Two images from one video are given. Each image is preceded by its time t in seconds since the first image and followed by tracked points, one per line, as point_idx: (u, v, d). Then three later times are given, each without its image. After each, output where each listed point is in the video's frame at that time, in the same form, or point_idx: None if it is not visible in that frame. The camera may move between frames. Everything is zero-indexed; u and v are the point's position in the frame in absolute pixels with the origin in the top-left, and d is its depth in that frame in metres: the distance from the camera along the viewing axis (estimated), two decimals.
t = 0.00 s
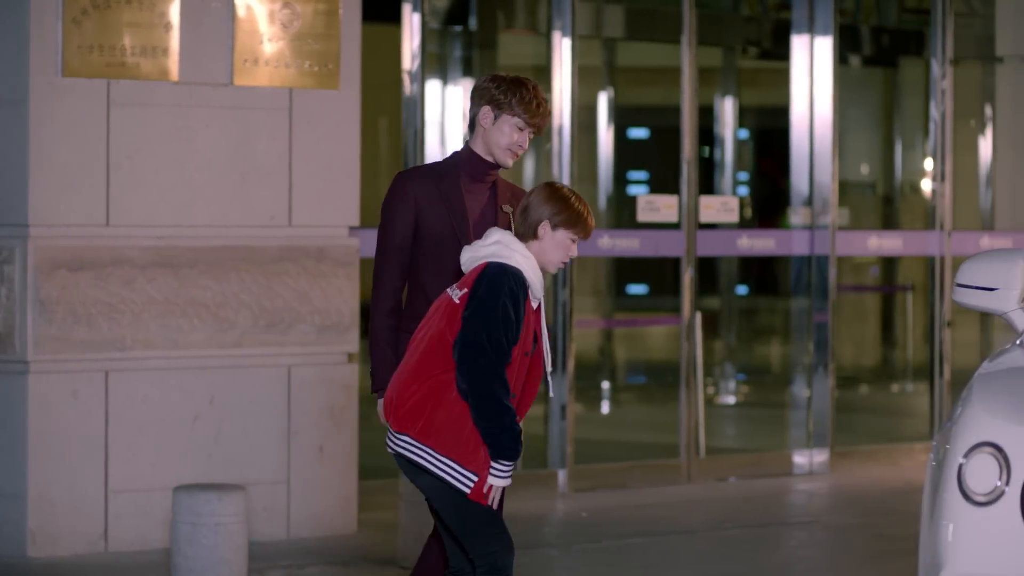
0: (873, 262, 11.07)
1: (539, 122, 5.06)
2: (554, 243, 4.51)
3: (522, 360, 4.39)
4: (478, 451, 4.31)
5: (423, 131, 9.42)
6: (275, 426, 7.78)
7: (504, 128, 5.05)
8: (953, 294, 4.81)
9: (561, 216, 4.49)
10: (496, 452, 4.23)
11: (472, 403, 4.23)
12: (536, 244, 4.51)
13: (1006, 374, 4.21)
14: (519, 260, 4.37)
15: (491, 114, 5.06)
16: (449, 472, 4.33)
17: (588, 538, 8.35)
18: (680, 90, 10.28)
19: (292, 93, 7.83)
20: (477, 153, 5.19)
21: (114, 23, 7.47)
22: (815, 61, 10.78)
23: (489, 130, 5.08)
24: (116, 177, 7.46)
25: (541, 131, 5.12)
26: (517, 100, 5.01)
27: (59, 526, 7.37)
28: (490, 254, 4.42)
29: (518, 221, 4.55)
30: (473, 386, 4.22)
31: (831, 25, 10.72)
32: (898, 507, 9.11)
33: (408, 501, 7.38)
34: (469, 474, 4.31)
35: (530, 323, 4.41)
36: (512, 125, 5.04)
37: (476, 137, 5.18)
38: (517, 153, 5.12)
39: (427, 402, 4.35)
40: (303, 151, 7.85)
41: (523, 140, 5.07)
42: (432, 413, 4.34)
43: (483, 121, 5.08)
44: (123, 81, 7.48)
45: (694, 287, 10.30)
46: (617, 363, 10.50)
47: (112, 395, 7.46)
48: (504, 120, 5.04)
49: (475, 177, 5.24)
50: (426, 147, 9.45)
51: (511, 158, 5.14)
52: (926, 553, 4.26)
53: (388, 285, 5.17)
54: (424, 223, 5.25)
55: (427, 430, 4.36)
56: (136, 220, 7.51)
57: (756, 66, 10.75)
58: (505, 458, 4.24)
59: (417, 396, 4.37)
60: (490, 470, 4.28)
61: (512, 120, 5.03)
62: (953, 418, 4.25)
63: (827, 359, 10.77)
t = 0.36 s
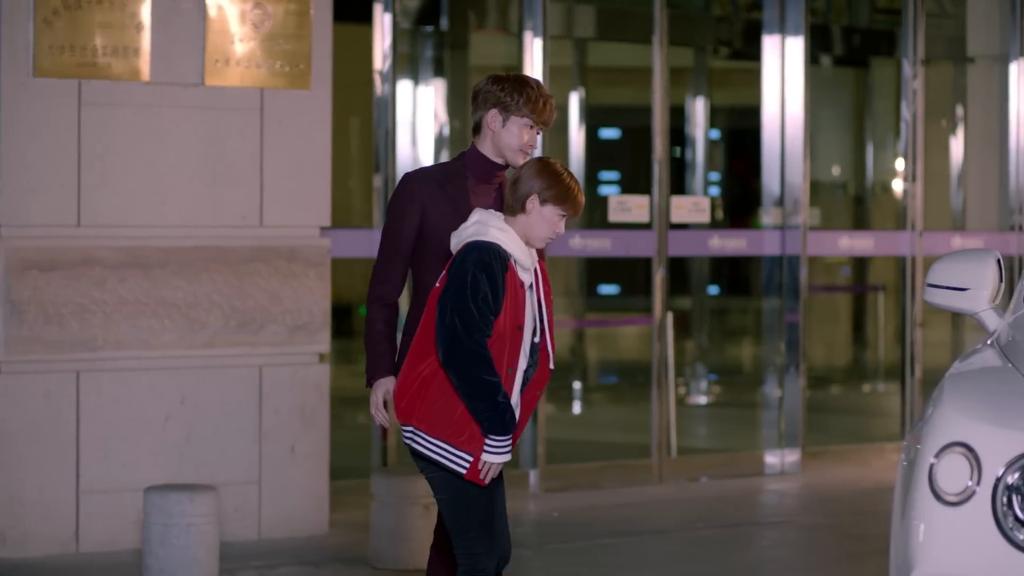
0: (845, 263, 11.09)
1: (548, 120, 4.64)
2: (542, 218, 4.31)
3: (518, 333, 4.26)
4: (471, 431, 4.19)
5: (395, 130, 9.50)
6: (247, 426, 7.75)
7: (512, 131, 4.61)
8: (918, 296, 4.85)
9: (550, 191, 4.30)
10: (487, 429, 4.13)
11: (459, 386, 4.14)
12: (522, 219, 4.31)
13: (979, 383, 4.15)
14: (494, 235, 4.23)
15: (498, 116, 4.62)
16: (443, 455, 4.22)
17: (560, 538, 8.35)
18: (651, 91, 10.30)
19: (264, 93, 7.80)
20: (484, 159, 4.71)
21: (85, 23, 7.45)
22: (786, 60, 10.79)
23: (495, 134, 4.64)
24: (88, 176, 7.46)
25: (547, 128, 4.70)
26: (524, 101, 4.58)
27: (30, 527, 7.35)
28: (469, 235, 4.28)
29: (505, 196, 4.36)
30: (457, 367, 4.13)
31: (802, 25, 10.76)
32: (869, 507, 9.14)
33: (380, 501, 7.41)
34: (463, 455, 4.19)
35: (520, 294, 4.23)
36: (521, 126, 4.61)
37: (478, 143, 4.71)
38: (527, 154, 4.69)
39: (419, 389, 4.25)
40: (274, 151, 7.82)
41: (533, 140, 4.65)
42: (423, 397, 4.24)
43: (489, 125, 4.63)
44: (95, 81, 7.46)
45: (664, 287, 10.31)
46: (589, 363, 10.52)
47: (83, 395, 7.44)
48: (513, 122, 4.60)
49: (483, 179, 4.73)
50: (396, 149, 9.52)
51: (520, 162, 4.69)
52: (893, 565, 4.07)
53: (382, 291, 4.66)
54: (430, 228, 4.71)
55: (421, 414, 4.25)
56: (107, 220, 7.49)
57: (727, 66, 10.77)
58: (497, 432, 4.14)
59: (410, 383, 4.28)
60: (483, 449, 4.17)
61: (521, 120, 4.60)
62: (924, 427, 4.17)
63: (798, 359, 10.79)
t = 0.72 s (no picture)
0: (817, 263, 11.13)
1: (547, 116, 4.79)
2: (564, 212, 4.47)
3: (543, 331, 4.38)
4: (495, 427, 4.34)
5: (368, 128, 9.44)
6: (219, 426, 7.71)
7: (513, 134, 4.78)
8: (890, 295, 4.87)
9: (569, 185, 4.45)
10: (509, 425, 4.26)
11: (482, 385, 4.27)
12: (544, 214, 4.48)
13: (951, 381, 4.02)
14: (515, 232, 4.39)
15: (496, 124, 4.78)
16: (468, 449, 4.37)
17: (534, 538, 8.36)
18: (624, 89, 10.29)
19: (236, 93, 7.76)
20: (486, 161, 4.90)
21: (58, 23, 7.44)
22: (759, 60, 10.79)
23: (496, 139, 4.81)
24: (60, 177, 7.43)
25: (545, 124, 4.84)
26: (521, 103, 4.72)
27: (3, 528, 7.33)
28: (490, 235, 4.43)
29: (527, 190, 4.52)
30: (481, 367, 4.27)
31: (775, 26, 10.74)
32: (842, 507, 9.17)
33: (354, 502, 7.42)
34: (487, 450, 4.34)
35: (543, 290, 4.36)
36: (520, 129, 4.77)
37: (479, 148, 4.89)
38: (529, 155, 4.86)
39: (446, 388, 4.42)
40: (247, 152, 7.78)
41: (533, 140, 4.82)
42: (449, 396, 4.41)
43: (489, 133, 4.80)
44: (68, 82, 7.43)
45: (637, 287, 10.33)
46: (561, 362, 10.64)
47: (56, 396, 7.41)
48: (513, 125, 4.76)
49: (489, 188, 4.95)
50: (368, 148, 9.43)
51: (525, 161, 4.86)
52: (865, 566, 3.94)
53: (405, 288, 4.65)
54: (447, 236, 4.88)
55: (446, 411, 4.42)
56: (79, 220, 7.47)
57: (701, 67, 10.80)
58: (519, 430, 4.27)
59: (439, 382, 4.45)
60: (506, 444, 4.31)
61: (521, 123, 4.75)
62: (894, 427, 4.03)
63: (771, 360, 10.81)
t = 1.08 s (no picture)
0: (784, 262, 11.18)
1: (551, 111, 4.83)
2: (649, 220, 4.65)
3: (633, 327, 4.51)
4: (573, 411, 4.41)
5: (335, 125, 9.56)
6: (186, 426, 7.67)
7: (525, 138, 4.83)
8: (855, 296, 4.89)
9: (646, 192, 4.65)
10: (589, 408, 4.37)
11: (568, 366, 4.39)
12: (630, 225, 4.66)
13: (919, 381, 3.92)
14: (614, 231, 4.55)
15: (505, 134, 4.84)
16: (542, 432, 4.45)
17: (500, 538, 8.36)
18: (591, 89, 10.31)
19: (203, 93, 7.73)
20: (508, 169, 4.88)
21: (25, 24, 7.42)
22: (726, 61, 10.84)
23: (510, 149, 4.85)
24: (27, 177, 7.40)
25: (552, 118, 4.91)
26: (524, 106, 4.78)
27: None
28: (588, 236, 4.58)
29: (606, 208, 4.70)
30: (570, 350, 4.39)
31: (742, 27, 10.82)
32: (807, 507, 9.21)
33: (321, 502, 7.40)
34: (563, 433, 4.43)
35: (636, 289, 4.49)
36: (530, 131, 4.82)
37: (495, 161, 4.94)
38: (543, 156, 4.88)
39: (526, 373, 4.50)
40: (214, 152, 7.74)
41: (546, 137, 4.86)
42: (527, 379, 4.49)
43: (500, 145, 4.86)
44: (34, 82, 7.41)
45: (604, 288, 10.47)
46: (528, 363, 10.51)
47: (23, 396, 7.39)
48: (520, 129, 4.81)
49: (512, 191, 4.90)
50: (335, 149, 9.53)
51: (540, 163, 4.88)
52: (835, 567, 3.81)
53: (480, 313, 4.63)
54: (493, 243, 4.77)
55: (524, 394, 4.49)
56: (46, 220, 7.43)
57: (667, 67, 10.79)
58: (599, 413, 4.38)
59: (517, 368, 4.54)
60: (584, 429, 4.41)
61: (529, 126, 4.81)
62: (861, 428, 3.92)
63: (737, 360, 10.86)
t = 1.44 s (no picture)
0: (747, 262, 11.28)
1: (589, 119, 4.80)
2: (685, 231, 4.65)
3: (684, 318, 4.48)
4: (661, 410, 4.37)
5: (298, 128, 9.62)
6: (149, 427, 7.64)
7: (562, 146, 4.82)
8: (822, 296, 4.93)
9: (688, 204, 4.63)
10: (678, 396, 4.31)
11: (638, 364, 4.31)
12: (665, 232, 4.66)
13: (881, 382, 3.82)
14: (639, 233, 4.48)
15: (543, 142, 4.83)
16: (643, 438, 4.35)
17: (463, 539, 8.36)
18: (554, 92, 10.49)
19: (165, 94, 7.70)
20: (548, 173, 4.87)
21: None
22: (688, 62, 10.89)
23: (548, 156, 4.85)
24: None
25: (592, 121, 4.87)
26: (560, 115, 4.76)
27: None
28: (613, 242, 4.53)
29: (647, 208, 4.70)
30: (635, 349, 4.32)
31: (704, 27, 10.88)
32: (770, 507, 9.24)
33: (284, 503, 7.40)
34: (659, 433, 4.36)
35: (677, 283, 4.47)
36: (567, 140, 4.80)
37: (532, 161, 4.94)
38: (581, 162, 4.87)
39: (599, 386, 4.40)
40: (176, 153, 7.72)
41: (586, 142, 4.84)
42: (602, 389, 4.39)
43: (538, 152, 4.85)
44: None
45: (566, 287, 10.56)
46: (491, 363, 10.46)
47: None
48: (556, 137, 4.80)
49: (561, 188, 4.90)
50: (297, 148, 9.62)
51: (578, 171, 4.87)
52: (799, 568, 3.70)
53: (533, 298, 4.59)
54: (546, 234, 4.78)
55: (606, 408, 4.37)
56: (7, 221, 7.38)
57: (629, 67, 10.83)
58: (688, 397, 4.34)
59: (586, 386, 4.44)
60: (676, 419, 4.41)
61: (567, 134, 4.79)
62: (823, 429, 3.80)
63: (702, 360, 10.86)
